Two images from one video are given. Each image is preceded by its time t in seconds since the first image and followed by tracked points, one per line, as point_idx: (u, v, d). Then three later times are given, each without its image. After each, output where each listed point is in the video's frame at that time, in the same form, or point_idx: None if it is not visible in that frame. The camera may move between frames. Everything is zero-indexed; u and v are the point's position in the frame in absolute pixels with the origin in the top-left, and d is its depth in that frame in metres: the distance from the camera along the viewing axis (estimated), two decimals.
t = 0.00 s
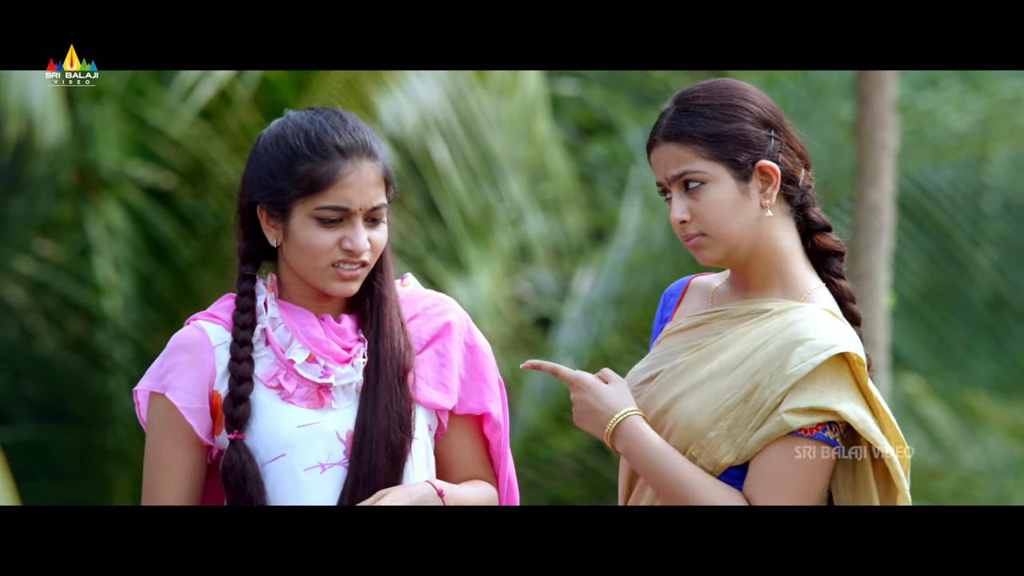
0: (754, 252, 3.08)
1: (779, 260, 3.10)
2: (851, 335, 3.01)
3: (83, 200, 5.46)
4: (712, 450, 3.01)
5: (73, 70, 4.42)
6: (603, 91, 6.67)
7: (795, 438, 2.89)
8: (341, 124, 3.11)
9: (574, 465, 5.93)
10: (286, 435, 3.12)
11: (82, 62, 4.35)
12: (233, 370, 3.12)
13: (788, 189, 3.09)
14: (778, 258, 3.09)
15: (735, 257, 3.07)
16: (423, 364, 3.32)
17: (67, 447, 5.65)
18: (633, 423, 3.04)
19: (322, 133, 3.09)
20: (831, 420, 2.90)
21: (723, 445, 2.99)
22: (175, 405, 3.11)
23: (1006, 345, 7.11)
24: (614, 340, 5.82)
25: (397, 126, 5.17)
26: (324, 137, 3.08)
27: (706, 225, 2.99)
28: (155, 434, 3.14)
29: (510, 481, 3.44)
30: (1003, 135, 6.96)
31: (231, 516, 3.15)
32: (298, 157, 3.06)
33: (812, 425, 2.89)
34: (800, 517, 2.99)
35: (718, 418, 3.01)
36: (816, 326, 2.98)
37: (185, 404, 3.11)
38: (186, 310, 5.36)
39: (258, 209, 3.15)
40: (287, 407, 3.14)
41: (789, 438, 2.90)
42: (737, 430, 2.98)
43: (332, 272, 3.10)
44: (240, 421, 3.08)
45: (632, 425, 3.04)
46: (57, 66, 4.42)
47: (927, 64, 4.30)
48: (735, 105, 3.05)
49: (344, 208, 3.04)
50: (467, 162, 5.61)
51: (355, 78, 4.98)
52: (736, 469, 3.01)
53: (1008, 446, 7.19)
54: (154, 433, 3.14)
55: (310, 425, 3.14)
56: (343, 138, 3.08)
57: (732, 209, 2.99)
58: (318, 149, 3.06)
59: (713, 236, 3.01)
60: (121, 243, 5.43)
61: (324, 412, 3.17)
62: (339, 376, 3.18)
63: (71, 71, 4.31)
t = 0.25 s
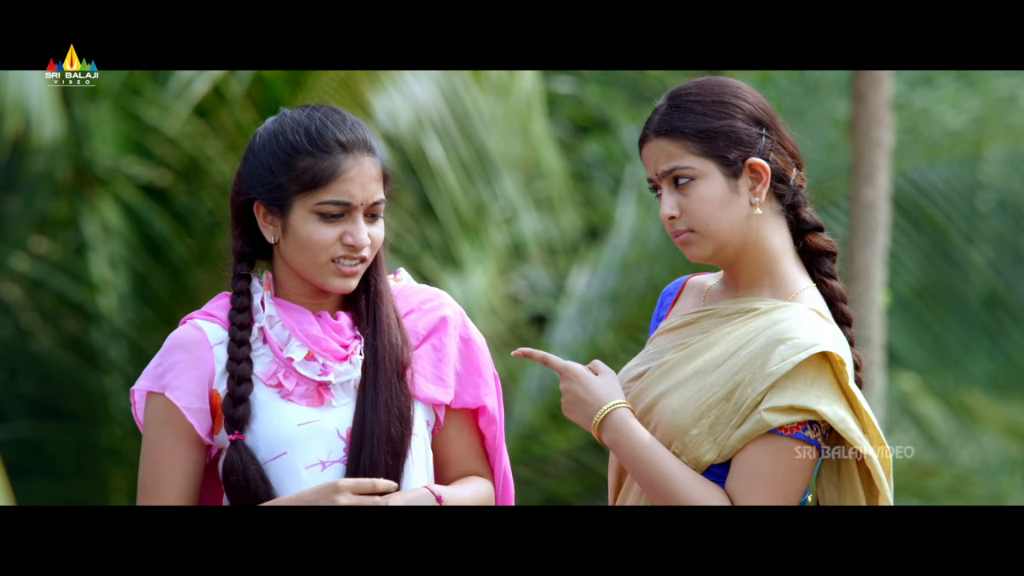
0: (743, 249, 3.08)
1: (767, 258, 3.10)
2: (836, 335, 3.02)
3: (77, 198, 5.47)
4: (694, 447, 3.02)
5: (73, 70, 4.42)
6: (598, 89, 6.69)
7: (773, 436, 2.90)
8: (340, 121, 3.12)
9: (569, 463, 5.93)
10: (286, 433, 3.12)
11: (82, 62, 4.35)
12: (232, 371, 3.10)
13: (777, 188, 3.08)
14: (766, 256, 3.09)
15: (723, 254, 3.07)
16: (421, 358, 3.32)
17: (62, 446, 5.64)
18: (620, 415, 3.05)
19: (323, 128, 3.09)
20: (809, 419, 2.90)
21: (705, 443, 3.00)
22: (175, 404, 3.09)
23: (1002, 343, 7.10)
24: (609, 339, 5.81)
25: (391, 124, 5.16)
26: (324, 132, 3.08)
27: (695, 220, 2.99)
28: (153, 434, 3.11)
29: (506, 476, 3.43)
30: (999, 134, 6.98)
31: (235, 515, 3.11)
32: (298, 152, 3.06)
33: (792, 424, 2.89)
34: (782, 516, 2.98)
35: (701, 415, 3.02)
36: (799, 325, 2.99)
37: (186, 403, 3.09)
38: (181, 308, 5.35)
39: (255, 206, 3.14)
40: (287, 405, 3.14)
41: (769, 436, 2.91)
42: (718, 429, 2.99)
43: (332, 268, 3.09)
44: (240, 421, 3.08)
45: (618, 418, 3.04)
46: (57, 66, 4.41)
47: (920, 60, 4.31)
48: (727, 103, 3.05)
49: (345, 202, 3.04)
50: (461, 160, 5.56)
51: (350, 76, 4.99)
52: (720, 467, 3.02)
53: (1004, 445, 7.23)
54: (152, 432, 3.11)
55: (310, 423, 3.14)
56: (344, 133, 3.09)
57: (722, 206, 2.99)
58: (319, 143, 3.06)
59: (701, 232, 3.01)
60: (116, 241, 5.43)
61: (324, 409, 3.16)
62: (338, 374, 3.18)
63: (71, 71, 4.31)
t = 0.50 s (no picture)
0: (739, 250, 3.08)
1: (765, 259, 3.09)
2: (830, 336, 3.01)
3: (78, 199, 5.44)
4: (685, 447, 3.03)
5: (73, 70, 4.42)
6: (599, 90, 6.71)
7: (764, 436, 2.91)
8: (344, 119, 3.12)
9: (570, 463, 5.92)
10: (295, 435, 3.10)
11: (81, 62, 4.34)
12: (237, 377, 3.09)
13: (774, 189, 3.08)
14: (763, 257, 3.09)
15: (719, 255, 3.07)
16: (423, 357, 3.33)
17: (63, 446, 5.64)
18: (613, 414, 3.06)
19: (327, 127, 3.09)
20: (799, 419, 2.90)
21: (697, 443, 3.01)
22: (181, 408, 3.07)
23: (1004, 343, 7.09)
24: (609, 339, 5.82)
25: (392, 124, 5.14)
26: (329, 130, 3.08)
27: (691, 222, 3.00)
28: (159, 437, 3.10)
29: (505, 472, 3.44)
30: (1000, 134, 6.98)
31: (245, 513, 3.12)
32: (305, 152, 3.05)
33: (781, 424, 2.90)
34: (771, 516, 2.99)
35: (692, 415, 3.04)
36: (791, 326, 2.99)
37: (193, 407, 3.07)
38: (183, 309, 5.32)
39: (261, 208, 3.12)
40: (294, 406, 3.12)
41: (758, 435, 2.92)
42: (709, 429, 3.00)
43: (345, 264, 3.09)
44: (244, 428, 3.06)
45: (612, 416, 3.05)
46: (57, 67, 4.41)
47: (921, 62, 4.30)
48: (724, 104, 3.05)
49: (357, 199, 3.04)
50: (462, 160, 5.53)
51: (350, 76, 4.96)
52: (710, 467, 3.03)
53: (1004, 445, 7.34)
54: (157, 435, 3.10)
55: (317, 424, 3.12)
56: (349, 131, 3.09)
57: (718, 206, 3.00)
58: (325, 142, 3.06)
59: (697, 233, 3.02)
60: (117, 242, 5.42)
61: (331, 410, 3.14)
62: (343, 374, 3.16)
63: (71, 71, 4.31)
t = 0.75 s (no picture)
0: (736, 249, 3.08)
1: (762, 259, 3.10)
2: (825, 338, 3.01)
3: (80, 200, 5.48)
4: (679, 448, 3.04)
5: (73, 70, 4.42)
6: (600, 90, 6.70)
7: (756, 437, 2.92)
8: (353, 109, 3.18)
9: (570, 463, 5.92)
10: (297, 438, 3.10)
11: (82, 62, 4.34)
12: (248, 380, 3.08)
13: (770, 190, 3.07)
14: (761, 258, 3.09)
15: (716, 255, 3.08)
16: (422, 361, 3.33)
17: (64, 446, 5.64)
18: (607, 413, 3.06)
19: (342, 114, 3.13)
20: (791, 421, 2.90)
21: (690, 443, 3.02)
22: (185, 410, 3.06)
23: (1004, 342, 7.10)
24: (610, 339, 5.79)
25: (394, 124, 5.11)
26: (345, 117, 3.12)
27: (687, 222, 3.01)
28: (161, 441, 3.09)
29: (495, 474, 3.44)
30: (1000, 134, 7.00)
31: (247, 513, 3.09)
32: (323, 137, 3.08)
33: (773, 425, 2.90)
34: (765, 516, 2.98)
35: (686, 416, 3.05)
36: (786, 327, 2.98)
37: (198, 410, 3.06)
38: (183, 310, 5.29)
39: (277, 193, 3.10)
40: (298, 411, 3.12)
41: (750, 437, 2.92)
42: (702, 429, 3.01)
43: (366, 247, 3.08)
44: (251, 433, 3.06)
45: (605, 416, 3.06)
46: (57, 66, 4.41)
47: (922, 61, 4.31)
48: (720, 104, 3.05)
49: (379, 178, 3.07)
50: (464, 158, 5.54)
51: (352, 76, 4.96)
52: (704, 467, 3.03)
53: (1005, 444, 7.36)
54: (160, 439, 3.09)
55: (319, 428, 3.12)
56: (363, 119, 3.14)
57: (715, 206, 3.00)
58: (343, 127, 3.09)
59: (693, 234, 3.03)
60: (118, 242, 5.43)
61: (332, 414, 3.15)
62: (344, 377, 3.16)
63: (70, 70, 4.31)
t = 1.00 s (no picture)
0: (736, 252, 3.08)
1: (763, 262, 3.09)
2: (824, 340, 3.00)
3: (82, 201, 5.46)
4: (677, 449, 3.05)
5: (73, 70, 4.43)
6: (603, 91, 6.69)
7: (753, 439, 2.92)
8: (357, 118, 3.16)
9: (573, 464, 5.88)
10: (288, 446, 3.12)
11: (82, 62, 4.35)
12: (251, 393, 3.08)
13: (770, 192, 3.07)
14: (761, 260, 3.09)
15: (715, 258, 3.07)
16: (417, 370, 3.32)
17: (67, 448, 5.64)
18: (606, 415, 3.06)
19: (346, 125, 3.11)
20: (786, 423, 2.90)
21: (688, 446, 3.03)
22: (180, 414, 3.07)
23: (1007, 343, 7.11)
24: (614, 340, 5.79)
25: (400, 125, 5.27)
26: (350, 128, 3.10)
27: (686, 225, 3.01)
28: (159, 444, 3.10)
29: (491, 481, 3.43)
30: (1003, 135, 6.97)
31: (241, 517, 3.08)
32: (329, 150, 3.06)
33: (770, 428, 2.90)
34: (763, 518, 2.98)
35: (683, 417, 3.05)
36: (784, 329, 2.98)
37: (193, 414, 3.07)
38: (186, 309, 5.34)
39: (284, 207, 3.09)
40: (290, 419, 3.14)
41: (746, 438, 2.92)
42: (700, 431, 3.02)
43: (374, 263, 3.10)
44: (255, 444, 3.07)
45: (603, 419, 3.05)
46: (57, 67, 4.42)
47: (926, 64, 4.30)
48: (720, 107, 3.04)
49: (385, 191, 3.07)
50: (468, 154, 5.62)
51: (357, 77, 5.05)
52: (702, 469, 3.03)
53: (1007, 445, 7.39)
54: (158, 442, 3.10)
55: (311, 436, 3.13)
56: (366, 128, 3.12)
57: (714, 209, 3.00)
58: (348, 139, 3.08)
59: (692, 236, 3.03)
60: (121, 243, 5.43)
61: (324, 423, 3.15)
62: (338, 384, 3.16)
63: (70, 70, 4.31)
